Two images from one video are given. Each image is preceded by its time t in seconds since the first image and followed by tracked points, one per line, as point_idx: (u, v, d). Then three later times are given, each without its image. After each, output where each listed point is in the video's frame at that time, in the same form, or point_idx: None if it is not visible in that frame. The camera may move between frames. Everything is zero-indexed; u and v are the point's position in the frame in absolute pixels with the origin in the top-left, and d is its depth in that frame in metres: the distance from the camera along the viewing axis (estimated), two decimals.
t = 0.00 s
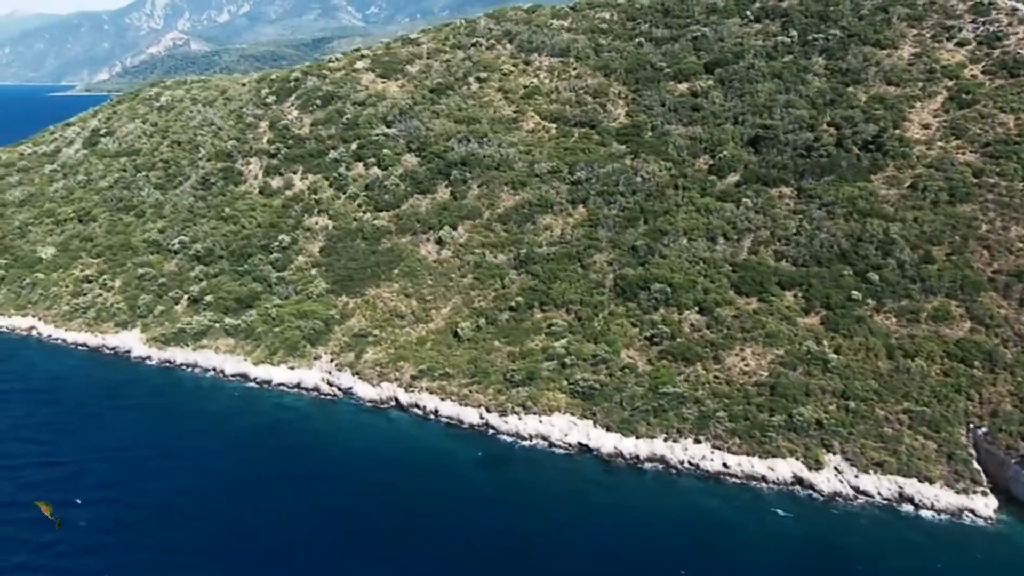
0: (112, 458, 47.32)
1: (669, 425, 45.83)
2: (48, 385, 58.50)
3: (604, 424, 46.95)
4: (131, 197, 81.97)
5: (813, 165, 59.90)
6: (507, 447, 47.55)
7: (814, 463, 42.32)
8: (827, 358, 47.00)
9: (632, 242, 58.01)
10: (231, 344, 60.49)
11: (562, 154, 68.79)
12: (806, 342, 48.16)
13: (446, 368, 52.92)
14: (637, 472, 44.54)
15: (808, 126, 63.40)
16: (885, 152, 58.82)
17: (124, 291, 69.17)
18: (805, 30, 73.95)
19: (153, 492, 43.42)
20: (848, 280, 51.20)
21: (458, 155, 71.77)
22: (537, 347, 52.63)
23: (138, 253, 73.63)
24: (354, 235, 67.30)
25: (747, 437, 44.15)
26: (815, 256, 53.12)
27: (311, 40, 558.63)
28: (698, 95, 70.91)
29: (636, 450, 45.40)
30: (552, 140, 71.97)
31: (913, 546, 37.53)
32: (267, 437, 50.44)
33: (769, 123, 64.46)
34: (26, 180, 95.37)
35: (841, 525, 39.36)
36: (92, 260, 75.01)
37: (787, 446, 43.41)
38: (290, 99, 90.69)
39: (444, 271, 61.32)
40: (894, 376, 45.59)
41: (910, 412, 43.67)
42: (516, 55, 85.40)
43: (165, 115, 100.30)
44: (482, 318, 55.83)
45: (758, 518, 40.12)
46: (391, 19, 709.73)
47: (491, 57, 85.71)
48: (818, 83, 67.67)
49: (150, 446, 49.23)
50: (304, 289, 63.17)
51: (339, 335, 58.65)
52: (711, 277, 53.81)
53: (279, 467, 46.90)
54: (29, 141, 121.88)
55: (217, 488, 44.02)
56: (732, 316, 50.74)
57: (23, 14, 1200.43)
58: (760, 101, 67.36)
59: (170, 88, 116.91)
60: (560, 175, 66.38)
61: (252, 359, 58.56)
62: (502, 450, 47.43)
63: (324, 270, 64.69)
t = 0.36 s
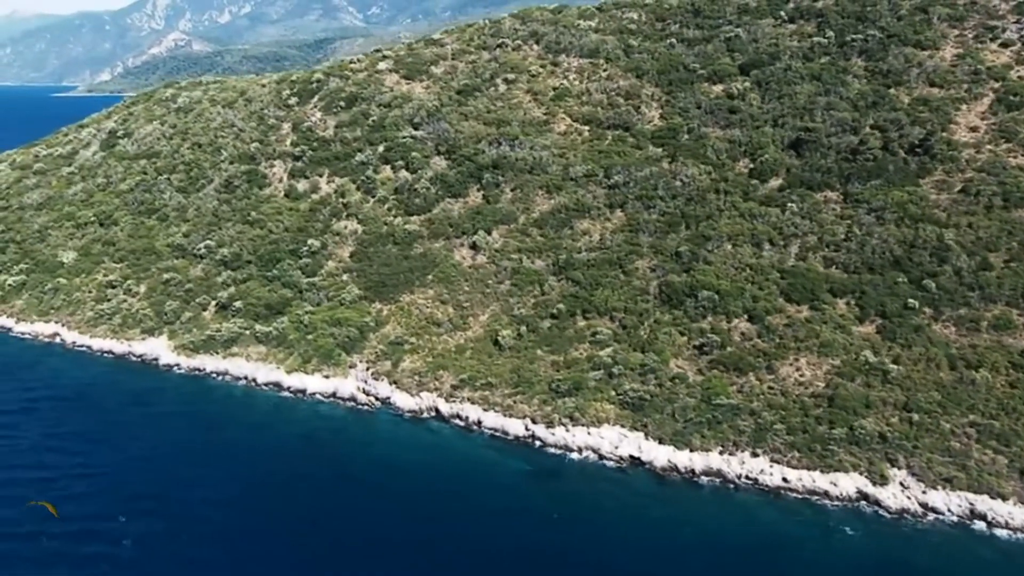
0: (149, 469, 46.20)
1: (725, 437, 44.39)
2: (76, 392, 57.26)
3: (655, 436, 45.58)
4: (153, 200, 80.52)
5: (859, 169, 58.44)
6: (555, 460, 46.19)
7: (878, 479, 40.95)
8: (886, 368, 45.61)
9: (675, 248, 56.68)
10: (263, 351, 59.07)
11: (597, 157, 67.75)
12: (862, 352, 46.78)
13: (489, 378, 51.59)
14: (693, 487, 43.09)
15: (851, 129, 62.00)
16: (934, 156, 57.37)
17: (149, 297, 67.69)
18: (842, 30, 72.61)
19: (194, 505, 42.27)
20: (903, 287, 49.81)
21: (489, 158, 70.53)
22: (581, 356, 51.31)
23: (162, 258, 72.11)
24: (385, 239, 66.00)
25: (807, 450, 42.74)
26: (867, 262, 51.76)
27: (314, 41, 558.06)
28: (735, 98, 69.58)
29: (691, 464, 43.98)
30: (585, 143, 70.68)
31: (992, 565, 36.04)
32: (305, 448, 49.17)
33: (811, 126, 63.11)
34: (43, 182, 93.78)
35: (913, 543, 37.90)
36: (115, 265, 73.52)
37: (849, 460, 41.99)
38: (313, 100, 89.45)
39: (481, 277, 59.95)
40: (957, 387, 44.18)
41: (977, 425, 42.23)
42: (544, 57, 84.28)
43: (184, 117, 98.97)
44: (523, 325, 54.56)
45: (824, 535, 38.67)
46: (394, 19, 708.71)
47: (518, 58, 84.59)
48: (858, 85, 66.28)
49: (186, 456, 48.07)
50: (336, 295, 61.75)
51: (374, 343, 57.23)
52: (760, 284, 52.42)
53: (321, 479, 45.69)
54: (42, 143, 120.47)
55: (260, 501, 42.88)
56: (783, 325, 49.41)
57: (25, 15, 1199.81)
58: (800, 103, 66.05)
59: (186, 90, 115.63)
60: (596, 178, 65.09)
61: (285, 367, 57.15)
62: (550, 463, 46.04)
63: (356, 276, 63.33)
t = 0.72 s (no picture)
0: (187, 480, 44.89)
1: (784, 450, 42.95)
2: (104, 400, 55.93)
3: (711, 448, 44.17)
4: (175, 203, 79.05)
5: (908, 171, 56.88)
6: (606, 473, 44.79)
7: (949, 494, 39.55)
8: (949, 379, 44.20)
9: (721, 253, 55.32)
10: (296, 359, 57.67)
11: (633, 160, 66.50)
12: (923, 361, 45.37)
13: (533, 388, 50.23)
14: (753, 501, 41.64)
15: (897, 131, 60.54)
16: (985, 158, 55.90)
17: (176, 302, 66.24)
18: (881, 30, 71.19)
19: (233, 517, 41.09)
20: (962, 295, 48.42)
21: (522, 160, 69.25)
22: (629, 365, 49.98)
23: (188, 262, 70.59)
24: (418, 243, 64.70)
25: (872, 464, 41.29)
26: (922, 269, 50.36)
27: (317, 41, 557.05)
28: (773, 99, 68.20)
29: (750, 478, 42.54)
30: (620, 145, 69.37)
31: None
32: (345, 458, 47.79)
33: (855, 128, 61.72)
34: (61, 184, 92.29)
35: (993, 561, 36.41)
36: (138, 269, 72.00)
37: (917, 474, 40.57)
38: (336, 101, 88.13)
39: (519, 282, 58.63)
40: None
41: None
42: (572, 57, 83.04)
43: (204, 118, 97.56)
44: (566, 333, 53.26)
45: (898, 553, 37.09)
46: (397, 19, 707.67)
47: (546, 58, 83.41)
48: (901, 86, 64.85)
49: (223, 467, 46.73)
50: (370, 301, 60.38)
51: (412, 350, 55.86)
52: (811, 291, 51.00)
53: (364, 491, 44.33)
54: (56, 144, 118.95)
55: (303, 514, 41.59)
56: (838, 333, 47.97)
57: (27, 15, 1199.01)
58: (842, 105, 64.67)
59: (203, 90, 114.26)
60: (634, 182, 63.76)
61: (320, 375, 55.76)
62: (601, 476, 44.65)
63: (390, 281, 61.99)
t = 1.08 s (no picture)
0: (221, 493, 43.84)
1: (838, 462, 41.70)
2: (129, 411, 54.83)
3: (761, 460, 42.93)
4: (193, 206, 77.76)
5: (951, 175, 55.64)
6: (651, 486, 43.61)
7: (1012, 509, 38.32)
8: (1004, 389, 43.00)
9: (760, 259, 54.17)
10: (324, 367, 56.38)
11: (663, 163, 65.44)
12: (977, 370, 44.18)
13: (573, 398, 49.07)
14: (808, 515, 40.41)
15: (936, 133, 59.44)
16: None
17: (198, 308, 64.90)
18: (913, 31, 70.09)
19: (270, 529, 40.19)
20: (1013, 302, 47.25)
21: (550, 164, 68.21)
22: (671, 374, 48.80)
23: (208, 267, 69.18)
24: (445, 248, 63.53)
25: (930, 477, 40.05)
26: (970, 275, 49.21)
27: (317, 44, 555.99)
28: (805, 101, 67.09)
29: (803, 490, 41.32)
30: (649, 148, 68.28)
31: None
32: (380, 470, 46.67)
33: (892, 130, 60.60)
34: (74, 187, 90.89)
35: None
36: (158, 274, 70.66)
37: (977, 488, 39.35)
38: (355, 103, 87.01)
39: (552, 288, 57.50)
40: None
41: None
42: (595, 59, 82.02)
43: (218, 120, 96.34)
44: (604, 341, 52.15)
45: (964, 570, 35.84)
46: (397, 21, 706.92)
47: (568, 60, 82.41)
48: (936, 88, 63.76)
49: (257, 480, 45.69)
50: (399, 307, 59.18)
51: (444, 358, 54.64)
52: (856, 297, 49.83)
53: (402, 504, 43.29)
54: (65, 147, 117.60)
55: (341, 526, 40.66)
56: (887, 341, 46.75)
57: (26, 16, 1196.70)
58: (877, 107, 63.59)
59: (215, 92, 113.03)
60: (666, 185, 62.65)
61: (350, 384, 54.49)
62: (646, 489, 43.47)
63: (418, 287, 60.81)
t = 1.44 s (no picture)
0: (252, 511, 42.26)
1: (889, 476, 40.63)
2: (147, 425, 53.11)
3: (809, 473, 41.80)
4: (202, 213, 76.00)
5: (985, 180, 54.83)
6: (696, 501, 42.39)
7: None
8: None
9: (794, 266, 53.13)
10: (347, 378, 54.83)
11: (687, 168, 64.42)
12: None
13: (609, 410, 47.82)
14: (861, 531, 39.28)
15: (966, 138, 58.69)
16: None
17: (212, 318, 63.16)
18: (935, 34, 69.39)
19: (302, 547, 38.89)
20: None
21: (570, 169, 67.10)
22: (710, 385, 47.62)
23: (221, 275, 67.46)
24: (467, 255, 62.20)
25: (986, 491, 39.03)
26: (1011, 282, 48.38)
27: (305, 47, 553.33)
28: (829, 105, 66.23)
29: (855, 505, 40.21)
30: (671, 152, 67.22)
31: None
32: (411, 486, 45.37)
33: (922, 134, 59.76)
34: (76, 193, 88.86)
35: None
36: (169, 283, 68.87)
37: None
38: (365, 106, 85.56)
39: (580, 297, 56.28)
40: None
41: None
42: (610, 62, 80.99)
43: (223, 124, 94.58)
44: (638, 351, 50.96)
45: None
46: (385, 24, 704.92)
47: (583, 63, 81.34)
48: (963, 92, 63.07)
49: (286, 497, 44.22)
50: (423, 317, 57.72)
51: (472, 369, 53.25)
52: (896, 305, 48.85)
53: (435, 519, 42.10)
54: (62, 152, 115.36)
55: (375, 544, 39.42)
56: (931, 350, 45.78)
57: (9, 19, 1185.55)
58: (904, 111, 62.82)
59: (217, 96, 111.22)
60: (692, 191, 61.59)
61: (376, 396, 53.01)
62: (692, 505, 42.19)
63: (441, 295, 59.40)
